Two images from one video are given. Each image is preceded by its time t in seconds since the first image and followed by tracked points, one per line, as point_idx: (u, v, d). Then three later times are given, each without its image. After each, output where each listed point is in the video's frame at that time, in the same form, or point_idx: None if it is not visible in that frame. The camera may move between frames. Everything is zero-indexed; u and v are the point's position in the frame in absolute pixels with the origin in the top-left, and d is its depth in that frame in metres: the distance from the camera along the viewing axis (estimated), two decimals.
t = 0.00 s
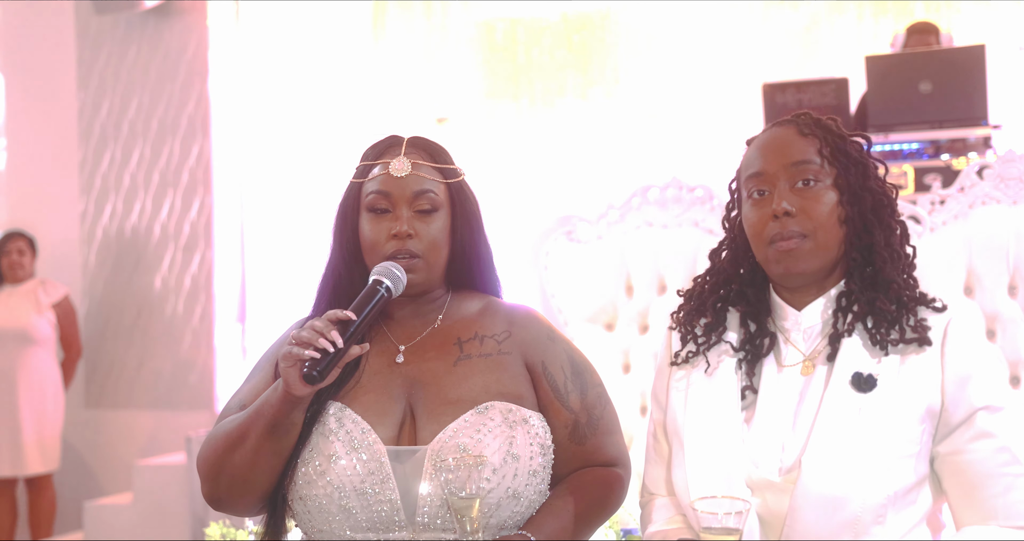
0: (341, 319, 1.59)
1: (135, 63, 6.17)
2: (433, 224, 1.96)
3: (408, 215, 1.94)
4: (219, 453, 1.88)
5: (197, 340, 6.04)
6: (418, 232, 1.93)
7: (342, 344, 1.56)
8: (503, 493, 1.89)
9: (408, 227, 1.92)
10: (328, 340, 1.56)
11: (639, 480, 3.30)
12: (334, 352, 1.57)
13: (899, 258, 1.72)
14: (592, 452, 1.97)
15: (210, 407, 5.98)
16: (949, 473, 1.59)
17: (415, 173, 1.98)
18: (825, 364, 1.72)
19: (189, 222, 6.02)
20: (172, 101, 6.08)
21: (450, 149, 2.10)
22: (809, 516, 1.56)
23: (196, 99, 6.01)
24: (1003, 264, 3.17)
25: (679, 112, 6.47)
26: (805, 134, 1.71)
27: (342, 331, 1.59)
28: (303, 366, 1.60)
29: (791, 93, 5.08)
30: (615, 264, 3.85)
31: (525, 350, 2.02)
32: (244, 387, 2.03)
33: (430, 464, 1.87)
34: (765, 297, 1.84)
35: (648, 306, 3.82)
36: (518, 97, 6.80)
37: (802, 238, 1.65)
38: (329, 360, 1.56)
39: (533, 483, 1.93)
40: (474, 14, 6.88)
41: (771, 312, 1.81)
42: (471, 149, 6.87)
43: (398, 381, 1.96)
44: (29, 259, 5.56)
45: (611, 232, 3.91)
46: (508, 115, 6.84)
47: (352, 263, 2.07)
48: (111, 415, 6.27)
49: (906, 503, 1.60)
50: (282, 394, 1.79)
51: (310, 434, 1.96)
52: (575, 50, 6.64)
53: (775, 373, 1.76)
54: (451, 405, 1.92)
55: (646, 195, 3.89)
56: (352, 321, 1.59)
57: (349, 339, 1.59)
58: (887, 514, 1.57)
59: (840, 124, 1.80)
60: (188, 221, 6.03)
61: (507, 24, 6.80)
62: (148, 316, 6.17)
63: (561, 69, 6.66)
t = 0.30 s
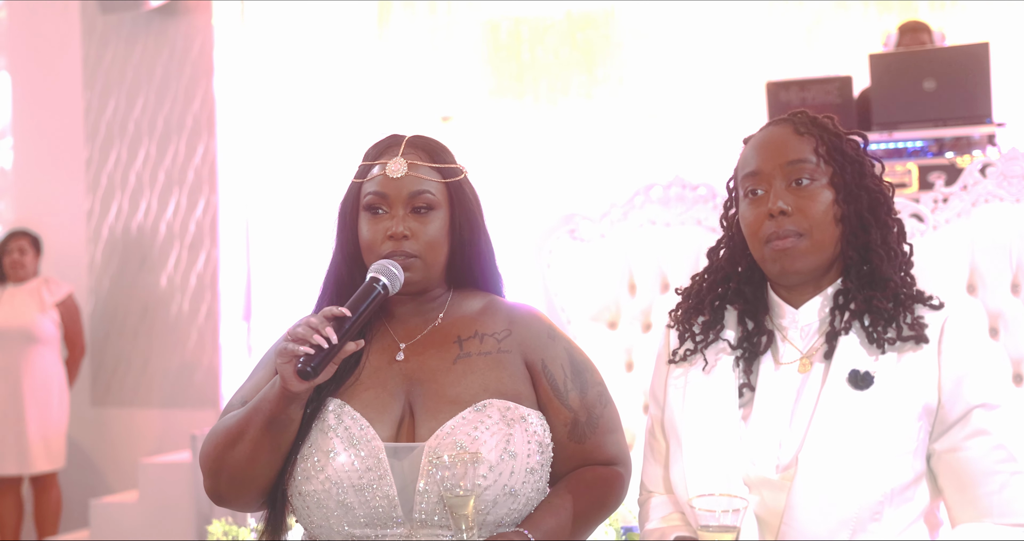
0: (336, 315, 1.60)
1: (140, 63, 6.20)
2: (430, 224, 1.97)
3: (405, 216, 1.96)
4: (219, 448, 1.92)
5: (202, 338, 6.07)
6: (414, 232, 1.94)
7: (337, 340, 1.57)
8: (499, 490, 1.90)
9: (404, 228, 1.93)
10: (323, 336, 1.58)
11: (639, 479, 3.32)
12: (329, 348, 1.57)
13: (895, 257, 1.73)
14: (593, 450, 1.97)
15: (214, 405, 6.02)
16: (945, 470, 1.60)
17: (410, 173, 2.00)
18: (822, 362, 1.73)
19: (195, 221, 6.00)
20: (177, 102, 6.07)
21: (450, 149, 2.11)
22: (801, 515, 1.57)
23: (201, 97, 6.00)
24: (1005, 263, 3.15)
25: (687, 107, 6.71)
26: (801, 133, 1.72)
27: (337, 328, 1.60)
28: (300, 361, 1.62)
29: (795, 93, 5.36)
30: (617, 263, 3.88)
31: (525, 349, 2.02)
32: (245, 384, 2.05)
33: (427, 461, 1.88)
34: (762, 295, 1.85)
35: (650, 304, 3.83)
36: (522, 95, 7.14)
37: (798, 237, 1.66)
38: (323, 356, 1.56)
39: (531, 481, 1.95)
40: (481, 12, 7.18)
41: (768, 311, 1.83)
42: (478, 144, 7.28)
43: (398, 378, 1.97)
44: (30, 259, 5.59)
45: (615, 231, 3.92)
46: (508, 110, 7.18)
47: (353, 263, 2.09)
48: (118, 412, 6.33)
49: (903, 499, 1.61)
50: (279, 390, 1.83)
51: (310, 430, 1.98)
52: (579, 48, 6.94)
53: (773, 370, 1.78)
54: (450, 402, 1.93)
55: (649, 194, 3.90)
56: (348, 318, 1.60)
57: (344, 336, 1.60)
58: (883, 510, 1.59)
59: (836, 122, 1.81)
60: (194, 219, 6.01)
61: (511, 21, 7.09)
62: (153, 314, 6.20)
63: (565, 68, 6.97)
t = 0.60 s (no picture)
0: (318, 304, 1.68)
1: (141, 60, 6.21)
2: (416, 218, 1.98)
3: (389, 210, 1.98)
4: (218, 440, 1.97)
5: (203, 334, 6.09)
6: (399, 227, 1.96)
7: (319, 327, 1.66)
8: (497, 484, 1.92)
9: (389, 223, 1.95)
10: (304, 324, 1.67)
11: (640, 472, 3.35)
12: (310, 335, 1.67)
13: (893, 251, 1.73)
14: (593, 446, 1.97)
15: (216, 400, 6.06)
16: (943, 462, 1.59)
17: (397, 167, 2.02)
18: (819, 354, 1.74)
19: (196, 217, 6.03)
20: (178, 98, 6.09)
21: (447, 142, 2.12)
22: (796, 509, 1.59)
23: (202, 92, 6.02)
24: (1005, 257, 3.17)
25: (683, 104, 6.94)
26: (799, 127, 1.73)
27: (318, 316, 1.68)
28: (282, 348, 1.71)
29: (795, 86, 5.38)
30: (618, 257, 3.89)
31: (526, 343, 2.02)
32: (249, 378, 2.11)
33: (425, 454, 1.90)
34: (761, 289, 1.85)
35: (650, 299, 3.84)
36: (523, 90, 7.18)
37: (795, 231, 1.66)
38: (303, 344, 1.65)
39: (528, 475, 1.96)
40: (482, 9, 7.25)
41: (766, 304, 1.84)
42: (480, 139, 7.29)
43: (398, 372, 2.00)
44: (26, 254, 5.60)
45: (614, 226, 3.93)
46: (509, 105, 7.23)
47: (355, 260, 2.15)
48: (120, 407, 6.36)
49: (897, 493, 1.62)
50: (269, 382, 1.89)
51: (311, 422, 2.01)
52: (580, 43, 7.06)
53: (771, 363, 1.78)
54: (448, 396, 1.95)
55: (649, 189, 3.89)
56: (329, 306, 1.69)
57: (325, 324, 1.69)
58: (877, 503, 1.59)
59: (835, 116, 1.81)
60: (195, 215, 6.04)
61: (512, 17, 7.19)
62: (155, 310, 6.22)
63: (568, 63, 7.08)
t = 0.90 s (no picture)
0: (296, 298, 1.74)
1: (141, 58, 6.23)
2: (404, 214, 1.99)
3: (378, 209, 2.00)
4: (221, 437, 2.04)
5: (204, 331, 6.14)
6: (387, 225, 1.98)
7: (294, 319, 1.72)
8: (497, 480, 1.94)
9: (379, 221, 1.98)
10: (280, 317, 1.73)
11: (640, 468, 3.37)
12: (286, 328, 1.73)
13: (892, 248, 1.74)
14: (597, 443, 1.98)
15: (216, 397, 6.10)
16: (943, 458, 1.61)
17: (388, 166, 2.04)
18: (819, 351, 1.76)
19: (196, 215, 6.11)
20: (178, 94, 6.15)
21: (446, 139, 2.11)
22: (799, 504, 1.60)
23: (202, 90, 6.10)
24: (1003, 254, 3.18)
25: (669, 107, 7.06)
26: (798, 126, 1.74)
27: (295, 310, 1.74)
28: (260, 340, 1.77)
29: (795, 84, 5.38)
30: (618, 255, 3.91)
31: (531, 340, 2.03)
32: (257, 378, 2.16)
33: (428, 451, 1.92)
34: (762, 285, 1.86)
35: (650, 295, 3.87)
36: (522, 89, 6.84)
37: (795, 228, 1.68)
38: (277, 335, 1.71)
39: (529, 472, 1.97)
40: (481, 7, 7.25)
41: (767, 300, 1.84)
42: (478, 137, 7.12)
43: (400, 368, 2.01)
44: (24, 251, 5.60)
45: (615, 223, 3.94)
46: (509, 102, 6.89)
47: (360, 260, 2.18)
48: (121, 406, 6.38)
49: (896, 489, 1.64)
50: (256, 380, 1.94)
51: (313, 417, 2.03)
52: (579, 40, 6.78)
53: (772, 359, 1.79)
54: (451, 393, 1.96)
55: (649, 186, 3.90)
56: (306, 300, 1.74)
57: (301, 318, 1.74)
58: (876, 498, 1.60)
59: (835, 114, 1.82)
60: (195, 212, 6.11)
61: (512, 15, 6.87)
62: (155, 307, 6.26)
63: (567, 62, 6.77)
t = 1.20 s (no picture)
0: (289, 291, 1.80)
1: (137, 58, 6.26)
2: (400, 217, 2.00)
3: (373, 213, 2.02)
4: (229, 433, 2.12)
5: (200, 330, 6.15)
6: (384, 228, 1.99)
7: (285, 312, 1.78)
8: (494, 480, 1.95)
9: (376, 225, 2.00)
10: (270, 311, 1.78)
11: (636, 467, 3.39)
12: (277, 321, 1.78)
13: (889, 248, 1.77)
14: (599, 444, 1.98)
15: (212, 397, 6.10)
16: (940, 459, 1.61)
17: (382, 170, 2.04)
18: (817, 351, 1.77)
19: (191, 215, 6.11)
20: (173, 94, 6.18)
21: (439, 138, 2.10)
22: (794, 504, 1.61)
23: (197, 89, 6.13)
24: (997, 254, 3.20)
25: (673, 110, 7.00)
26: (795, 127, 1.75)
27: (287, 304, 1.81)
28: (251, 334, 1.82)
29: (790, 84, 5.42)
30: (615, 256, 3.93)
31: (532, 340, 2.04)
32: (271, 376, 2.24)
33: (425, 450, 1.93)
34: (761, 284, 1.88)
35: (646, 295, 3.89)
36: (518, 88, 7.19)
37: (791, 230, 1.70)
38: (269, 326, 1.77)
39: (527, 472, 1.99)
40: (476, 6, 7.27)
41: (767, 300, 1.86)
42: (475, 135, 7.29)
43: (401, 369, 2.03)
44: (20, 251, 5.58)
45: (610, 223, 3.97)
46: (506, 101, 7.26)
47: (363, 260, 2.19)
48: (116, 405, 6.37)
49: (892, 488, 1.65)
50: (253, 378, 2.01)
51: (316, 413, 2.05)
52: (575, 40, 7.04)
53: (770, 358, 1.81)
54: (451, 393, 1.98)
55: (645, 187, 3.92)
56: (298, 294, 1.81)
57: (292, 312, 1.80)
58: (871, 497, 1.62)
59: (832, 116, 1.83)
60: (190, 212, 6.12)
61: (506, 15, 7.18)
62: (150, 307, 6.26)
63: (560, 60, 7.04)
